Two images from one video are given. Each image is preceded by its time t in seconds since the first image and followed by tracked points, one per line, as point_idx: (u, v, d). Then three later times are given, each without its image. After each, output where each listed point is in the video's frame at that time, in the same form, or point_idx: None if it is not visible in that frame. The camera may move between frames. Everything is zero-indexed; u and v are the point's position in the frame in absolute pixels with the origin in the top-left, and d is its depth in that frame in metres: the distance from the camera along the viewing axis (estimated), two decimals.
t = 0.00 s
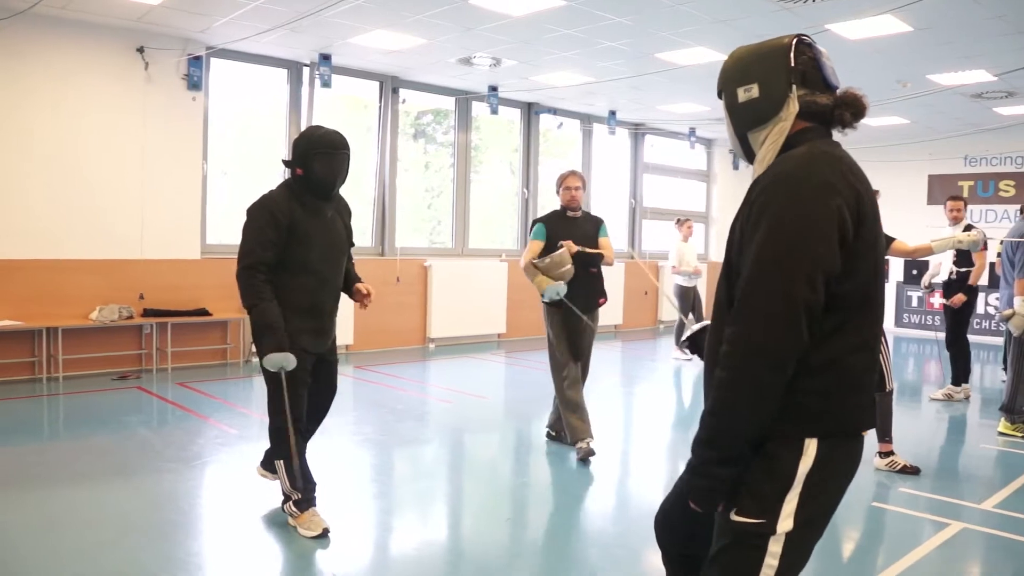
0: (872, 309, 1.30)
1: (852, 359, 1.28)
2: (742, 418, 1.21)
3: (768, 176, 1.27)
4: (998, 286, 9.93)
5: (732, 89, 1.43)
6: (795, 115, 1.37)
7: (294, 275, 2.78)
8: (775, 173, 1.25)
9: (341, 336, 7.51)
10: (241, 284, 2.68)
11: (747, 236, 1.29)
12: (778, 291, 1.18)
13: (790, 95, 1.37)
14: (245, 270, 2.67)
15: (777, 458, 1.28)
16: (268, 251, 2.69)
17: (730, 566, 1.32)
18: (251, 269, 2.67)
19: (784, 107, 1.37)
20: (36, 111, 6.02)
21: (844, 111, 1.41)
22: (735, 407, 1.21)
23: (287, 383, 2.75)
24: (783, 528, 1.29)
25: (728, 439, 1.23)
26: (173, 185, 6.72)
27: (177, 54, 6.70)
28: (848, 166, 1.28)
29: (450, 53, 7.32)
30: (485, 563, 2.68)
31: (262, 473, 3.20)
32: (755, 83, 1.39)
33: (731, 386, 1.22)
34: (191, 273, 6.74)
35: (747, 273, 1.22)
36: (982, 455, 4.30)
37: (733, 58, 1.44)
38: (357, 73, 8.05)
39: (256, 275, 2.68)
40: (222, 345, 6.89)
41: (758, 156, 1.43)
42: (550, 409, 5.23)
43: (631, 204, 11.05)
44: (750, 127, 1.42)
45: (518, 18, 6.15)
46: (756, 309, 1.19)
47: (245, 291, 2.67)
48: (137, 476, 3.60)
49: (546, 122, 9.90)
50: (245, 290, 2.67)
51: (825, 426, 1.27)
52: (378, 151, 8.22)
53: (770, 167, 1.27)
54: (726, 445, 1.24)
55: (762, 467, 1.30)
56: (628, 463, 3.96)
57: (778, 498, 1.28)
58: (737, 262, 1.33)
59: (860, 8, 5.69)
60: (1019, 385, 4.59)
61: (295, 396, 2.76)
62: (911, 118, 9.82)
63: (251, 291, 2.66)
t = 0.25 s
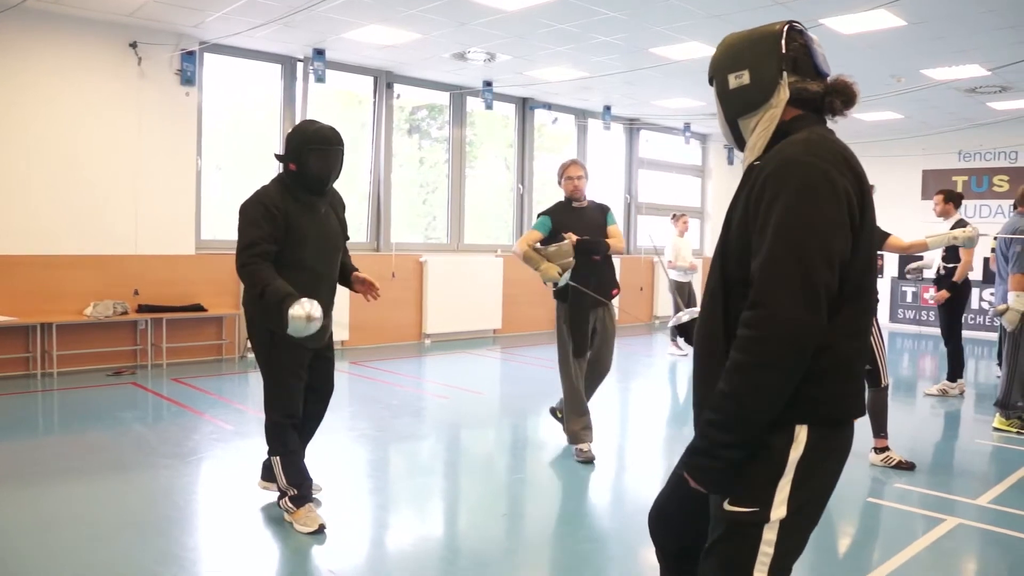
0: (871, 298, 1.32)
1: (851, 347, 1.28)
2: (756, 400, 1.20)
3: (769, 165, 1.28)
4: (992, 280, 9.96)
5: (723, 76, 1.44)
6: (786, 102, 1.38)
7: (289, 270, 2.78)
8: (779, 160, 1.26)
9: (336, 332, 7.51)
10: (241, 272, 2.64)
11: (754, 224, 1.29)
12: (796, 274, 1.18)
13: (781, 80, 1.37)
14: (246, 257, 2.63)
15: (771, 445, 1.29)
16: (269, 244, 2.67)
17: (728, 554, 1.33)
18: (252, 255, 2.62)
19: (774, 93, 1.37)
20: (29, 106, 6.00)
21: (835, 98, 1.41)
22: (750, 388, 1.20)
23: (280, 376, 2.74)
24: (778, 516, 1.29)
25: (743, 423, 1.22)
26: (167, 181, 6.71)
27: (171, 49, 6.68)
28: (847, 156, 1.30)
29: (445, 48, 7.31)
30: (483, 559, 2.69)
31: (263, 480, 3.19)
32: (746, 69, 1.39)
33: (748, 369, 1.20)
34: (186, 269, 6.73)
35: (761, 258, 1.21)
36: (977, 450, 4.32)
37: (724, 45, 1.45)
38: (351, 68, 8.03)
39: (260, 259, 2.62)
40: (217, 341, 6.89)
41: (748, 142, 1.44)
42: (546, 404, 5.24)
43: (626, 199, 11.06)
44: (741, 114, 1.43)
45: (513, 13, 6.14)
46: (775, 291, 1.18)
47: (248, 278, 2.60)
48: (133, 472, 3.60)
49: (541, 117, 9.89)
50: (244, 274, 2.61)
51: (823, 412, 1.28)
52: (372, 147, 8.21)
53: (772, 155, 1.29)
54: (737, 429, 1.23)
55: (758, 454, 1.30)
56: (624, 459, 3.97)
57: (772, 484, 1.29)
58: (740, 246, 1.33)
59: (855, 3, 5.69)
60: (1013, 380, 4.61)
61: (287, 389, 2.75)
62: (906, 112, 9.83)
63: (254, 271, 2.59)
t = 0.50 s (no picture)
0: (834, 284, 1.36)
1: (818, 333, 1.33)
2: (765, 399, 1.20)
3: (734, 166, 1.30)
4: (990, 278, 9.96)
5: (691, 76, 1.47)
6: (751, 102, 1.40)
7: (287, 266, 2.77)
8: (743, 160, 1.29)
9: (335, 330, 7.50)
10: (239, 264, 2.64)
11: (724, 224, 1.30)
12: (773, 266, 1.21)
13: (746, 81, 1.40)
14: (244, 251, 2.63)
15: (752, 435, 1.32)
16: (266, 236, 2.67)
17: (716, 550, 1.32)
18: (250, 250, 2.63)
19: (740, 93, 1.40)
20: (27, 105, 5.99)
21: (797, 99, 1.43)
22: (758, 389, 1.20)
23: (280, 370, 2.75)
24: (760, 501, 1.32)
25: (757, 423, 1.21)
26: (165, 179, 6.70)
27: (169, 48, 6.67)
28: (805, 150, 1.34)
29: (443, 46, 7.30)
30: (481, 558, 2.68)
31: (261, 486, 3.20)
32: (713, 70, 1.42)
33: (746, 367, 1.21)
34: (184, 267, 6.72)
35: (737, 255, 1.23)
36: (974, 448, 4.33)
37: (692, 48, 1.48)
38: (349, 66, 8.02)
39: (259, 250, 2.63)
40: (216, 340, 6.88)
41: (715, 141, 1.47)
42: (544, 403, 5.24)
43: (624, 197, 11.06)
44: (708, 113, 1.46)
45: (511, 11, 6.14)
46: (758, 286, 1.21)
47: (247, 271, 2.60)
48: (132, 470, 3.60)
49: (539, 115, 9.88)
50: (243, 265, 2.62)
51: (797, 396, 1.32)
52: (371, 145, 8.20)
53: (736, 155, 1.31)
54: (753, 432, 1.22)
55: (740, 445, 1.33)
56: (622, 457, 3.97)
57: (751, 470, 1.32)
58: (709, 248, 1.35)
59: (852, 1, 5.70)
60: (1011, 378, 4.60)
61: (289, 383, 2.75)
62: (904, 111, 9.84)
63: (252, 261, 2.60)
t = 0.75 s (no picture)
0: (812, 281, 1.35)
1: (794, 329, 1.33)
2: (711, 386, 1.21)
3: (708, 159, 1.31)
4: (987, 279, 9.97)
5: (668, 83, 1.46)
6: (724, 107, 1.40)
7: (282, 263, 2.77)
8: (716, 155, 1.29)
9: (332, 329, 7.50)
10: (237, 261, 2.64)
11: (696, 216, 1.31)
12: (734, 257, 1.21)
13: (719, 87, 1.40)
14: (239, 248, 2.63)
15: (728, 430, 1.31)
16: (261, 233, 2.67)
17: (691, 545, 1.33)
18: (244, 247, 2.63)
19: (714, 99, 1.40)
20: (23, 101, 5.98)
21: (771, 104, 1.43)
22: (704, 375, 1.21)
23: (280, 363, 2.74)
24: (741, 500, 1.31)
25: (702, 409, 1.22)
26: (162, 176, 6.68)
27: (166, 45, 6.66)
28: (781, 147, 1.34)
29: (441, 45, 7.30)
30: (477, 557, 2.68)
31: (258, 484, 3.20)
32: (688, 76, 1.42)
33: (697, 353, 1.22)
34: (180, 265, 6.71)
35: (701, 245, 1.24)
36: (970, 449, 4.33)
37: (668, 54, 1.48)
38: (347, 65, 8.01)
39: (254, 248, 2.63)
40: (212, 338, 6.87)
41: (692, 145, 1.47)
42: (540, 402, 5.24)
43: (622, 197, 11.06)
44: (684, 118, 1.46)
45: (509, 9, 6.13)
46: (717, 276, 1.21)
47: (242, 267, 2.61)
48: (128, 468, 3.59)
49: (537, 114, 9.87)
50: (241, 263, 2.62)
51: (774, 393, 1.31)
52: (369, 144, 8.20)
53: (711, 149, 1.31)
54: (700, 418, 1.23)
55: (716, 440, 1.32)
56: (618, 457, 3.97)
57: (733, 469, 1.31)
58: (684, 240, 1.36)
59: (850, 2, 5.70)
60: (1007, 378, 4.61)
61: (289, 376, 2.74)
62: (902, 111, 9.84)
63: (250, 257, 2.60)
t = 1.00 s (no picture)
0: (823, 305, 1.35)
1: (802, 354, 1.33)
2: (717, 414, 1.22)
3: (723, 179, 1.30)
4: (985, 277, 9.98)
5: (676, 87, 1.47)
6: (735, 111, 1.41)
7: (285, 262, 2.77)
8: (731, 176, 1.29)
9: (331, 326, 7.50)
10: (239, 261, 2.64)
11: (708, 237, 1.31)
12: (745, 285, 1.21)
13: (730, 91, 1.40)
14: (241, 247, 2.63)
15: (731, 450, 1.32)
16: (262, 232, 2.67)
17: (686, 557, 1.34)
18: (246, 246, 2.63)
19: (724, 103, 1.40)
20: (22, 98, 5.98)
21: (784, 107, 1.42)
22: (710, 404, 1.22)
23: (282, 365, 2.73)
24: (741, 518, 1.32)
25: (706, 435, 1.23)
26: (162, 173, 6.69)
27: (165, 42, 6.66)
28: (799, 168, 1.33)
29: (440, 43, 7.30)
30: (476, 554, 2.68)
31: (258, 480, 3.20)
32: (697, 80, 1.42)
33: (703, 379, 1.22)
34: (179, 262, 6.71)
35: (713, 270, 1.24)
36: (968, 447, 4.33)
37: (677, 57, 1.48)
38: (346, 62, 8.01)
39: (256, 248, 2.63)
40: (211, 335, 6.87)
41: (703, 151, 1.47)
42: (539, 399, 5.25)
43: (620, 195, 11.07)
44: (695, 124, 1.46)
45: (508, 7, 6.14)
46: (726, 303, 1.22)
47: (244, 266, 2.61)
48: (127, 465, 3.60)
49: (536, 112, 9.87)
50: (243, 263, 2.62)
51: (780, 419, 1.32)
52: (368, 141, 8.20)
53: (726, 168, 1.31)
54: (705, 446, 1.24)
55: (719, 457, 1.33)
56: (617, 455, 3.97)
57: (733, 490, 1.32)
58: (696, 258, 1.36)
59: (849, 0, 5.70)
60: (1006, 376, 4.61)
61: (290, 378, 2.74)
62: (901, 110, 9.84)
63: (252, 256, 2.60)
